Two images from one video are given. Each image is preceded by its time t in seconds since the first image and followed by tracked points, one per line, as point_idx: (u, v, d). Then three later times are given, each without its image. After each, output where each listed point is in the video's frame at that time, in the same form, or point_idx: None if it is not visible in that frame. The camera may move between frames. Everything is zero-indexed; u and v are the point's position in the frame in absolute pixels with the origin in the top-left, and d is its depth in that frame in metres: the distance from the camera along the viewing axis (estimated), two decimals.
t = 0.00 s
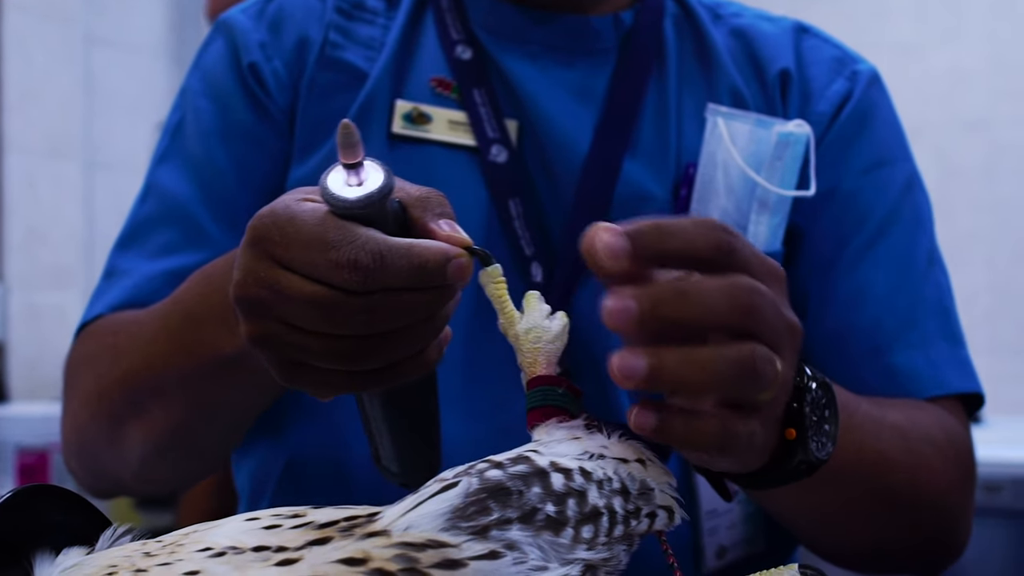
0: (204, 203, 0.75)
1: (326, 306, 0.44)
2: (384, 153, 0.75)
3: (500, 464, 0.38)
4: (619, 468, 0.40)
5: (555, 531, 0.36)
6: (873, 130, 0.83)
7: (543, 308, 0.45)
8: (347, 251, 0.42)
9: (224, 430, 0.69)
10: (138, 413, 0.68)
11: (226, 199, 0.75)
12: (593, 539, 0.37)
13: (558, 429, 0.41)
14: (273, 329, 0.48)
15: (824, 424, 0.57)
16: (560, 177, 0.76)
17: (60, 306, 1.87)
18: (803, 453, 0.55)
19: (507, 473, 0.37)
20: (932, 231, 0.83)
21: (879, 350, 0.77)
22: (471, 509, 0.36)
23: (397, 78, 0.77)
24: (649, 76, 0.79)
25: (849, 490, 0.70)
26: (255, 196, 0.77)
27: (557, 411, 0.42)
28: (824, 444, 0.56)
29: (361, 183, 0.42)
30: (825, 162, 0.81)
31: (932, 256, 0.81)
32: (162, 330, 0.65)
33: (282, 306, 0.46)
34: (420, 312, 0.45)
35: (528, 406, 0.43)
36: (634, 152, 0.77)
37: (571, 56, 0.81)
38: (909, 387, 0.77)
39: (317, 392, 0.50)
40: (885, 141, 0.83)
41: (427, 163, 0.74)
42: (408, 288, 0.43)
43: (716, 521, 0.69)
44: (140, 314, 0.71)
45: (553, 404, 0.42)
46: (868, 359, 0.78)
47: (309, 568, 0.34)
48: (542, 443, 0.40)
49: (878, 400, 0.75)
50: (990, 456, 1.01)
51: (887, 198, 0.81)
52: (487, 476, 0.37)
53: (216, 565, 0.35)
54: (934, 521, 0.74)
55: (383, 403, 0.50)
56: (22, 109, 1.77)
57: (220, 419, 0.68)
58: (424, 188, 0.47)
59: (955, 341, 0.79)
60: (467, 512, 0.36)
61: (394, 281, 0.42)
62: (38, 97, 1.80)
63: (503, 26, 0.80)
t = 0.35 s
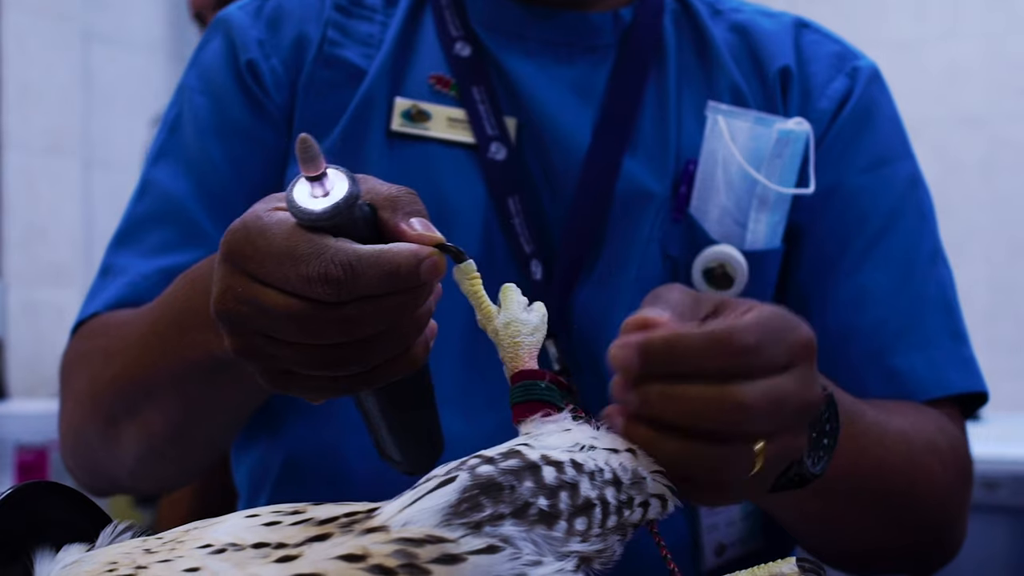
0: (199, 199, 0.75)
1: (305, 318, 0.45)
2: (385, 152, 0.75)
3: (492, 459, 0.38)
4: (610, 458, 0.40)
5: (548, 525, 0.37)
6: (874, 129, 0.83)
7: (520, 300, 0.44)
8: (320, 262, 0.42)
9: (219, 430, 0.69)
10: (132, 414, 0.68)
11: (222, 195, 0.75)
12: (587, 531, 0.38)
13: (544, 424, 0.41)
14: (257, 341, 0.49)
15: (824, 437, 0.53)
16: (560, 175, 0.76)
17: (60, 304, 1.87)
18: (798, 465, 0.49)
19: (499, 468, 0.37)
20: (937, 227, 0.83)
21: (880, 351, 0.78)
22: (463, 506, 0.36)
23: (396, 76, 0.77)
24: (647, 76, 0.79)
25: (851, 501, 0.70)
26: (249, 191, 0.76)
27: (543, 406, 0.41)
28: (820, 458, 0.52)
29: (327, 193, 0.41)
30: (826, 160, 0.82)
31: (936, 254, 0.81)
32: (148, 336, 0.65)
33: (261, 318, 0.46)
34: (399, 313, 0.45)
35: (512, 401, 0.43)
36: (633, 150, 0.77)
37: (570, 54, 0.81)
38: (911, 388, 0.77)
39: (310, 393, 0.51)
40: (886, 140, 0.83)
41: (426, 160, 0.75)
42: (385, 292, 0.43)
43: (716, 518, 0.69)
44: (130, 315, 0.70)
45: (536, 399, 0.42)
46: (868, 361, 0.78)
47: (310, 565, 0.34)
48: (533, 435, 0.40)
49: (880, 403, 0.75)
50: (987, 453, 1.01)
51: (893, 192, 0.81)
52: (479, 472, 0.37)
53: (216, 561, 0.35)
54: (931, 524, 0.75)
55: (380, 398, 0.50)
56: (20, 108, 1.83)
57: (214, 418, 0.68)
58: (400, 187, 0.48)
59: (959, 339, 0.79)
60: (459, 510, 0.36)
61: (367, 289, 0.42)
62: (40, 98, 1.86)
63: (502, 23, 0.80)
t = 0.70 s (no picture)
0: (197, 198, 0.75)
1: (303, 325, 0.45)
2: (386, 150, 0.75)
3: (489, 458, 0.38)
4: (607, 457, 0.40)
5: (545, 523, 0.37)
6: (874, 131, 0.83)
7: (510, 298, 0.44)
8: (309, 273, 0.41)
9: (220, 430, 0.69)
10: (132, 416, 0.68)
11: (221, 194, 0.75)
12: (585, 529, 0.37)
13: (543, 422, 0.41)
14: (255, 350, 0.49)
15: (801, 466, 0.60)
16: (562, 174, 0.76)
17: (60, 303, 1.88)
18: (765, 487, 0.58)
19: (496, 468, 0.37)
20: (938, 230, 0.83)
21: (881, 353, 0.78)
22: (461, 505, 0.36)
23: (397, 74, 0.77)
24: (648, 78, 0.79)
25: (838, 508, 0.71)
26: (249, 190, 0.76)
27: (539, 403, 0.42)
28: (790, 484, 0.60)
29: (313, 205, 0.41)
30: (826, 161, 0.81)
31: (937, 256, 0.81)
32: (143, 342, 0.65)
33: (258, 331, 0.46)
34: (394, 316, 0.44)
35: (507, 398, 0.43)
36: (635, 149, 0.77)
37: (572, 51, 0.80)
38: (909, 392, 0.77)
39: (314, 394, 0.52)
40: (887, 140, 0.83)
41: (427, 158, 0.74)
42: (379, 298, 0.42)
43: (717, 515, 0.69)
44: (126, 316, 0.70)
45: (534, 395, 0.42)
46: (868, 364, 0.78)
47: (311, 563, 0.34)
48: (530, 434, 0.40)
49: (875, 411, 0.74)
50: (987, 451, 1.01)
51: (894, 193, 0.81)
52: (476, 471, 0.37)
53: (217, 560, 0.35)
54: (926, 526, 0.75)
55: (386, 397, 0.52)
56: (20, 107, 1.79)
57: (216, 416, 0.68)
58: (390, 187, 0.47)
59: (960, 340, 0.79)
60: (456, 509, 0.36)
61: (361, 297, 0.42)
62: (36, 97, 1.83)
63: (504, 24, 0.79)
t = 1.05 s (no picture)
0: (199, 197, 0.74)
1: (309, 328, 0.45)
2: (388, 145, 0.74)
3: (491, 456, 0.37)
4: (609, 453, 0.40)
5: (547, 521, 0.37)
6: (876, 131, 0.82)
7: (512, 298, 0.44)
8: (313, 277, 0.41)
9: (223, 431, 0.70)
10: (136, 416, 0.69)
11: (221, 192, 0.74)
12: (587, 527, 0.37)
13: (544, 420, 0.40)
14: (261, 355, 0.49)
15: (774, 490, 0.63)
16: (565, 172, 0.76)
17: (59, 300, 1.87)
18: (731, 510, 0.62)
19: (498, 466, 0.37)
20: (936, 233, 0.83)
21: (881, 356, 0.78)
22: (462, 504, 0.36)
23: (400, 73, 0.77)
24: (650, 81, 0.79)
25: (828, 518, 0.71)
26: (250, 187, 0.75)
27: (541, 402, 0.41)
28: (757, 507, 0.63)
29: (314, 210, 0.40)
30: (828, 161, 0.81)
31: (937, 258, 0.82)
32: (147, 342, 0.65)
33: (264, 335, 0.46)
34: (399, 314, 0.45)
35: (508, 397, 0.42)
36: (637, 148, 0.77)
37: (576, 52, 0.81)
38: (907, 394, 0.77)
39: (324, 394, 0.52)
40: (887, 141, 0.82)
41: (430, 156, 0.74)
42: (384, 298, 0.43)
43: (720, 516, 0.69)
44: (130, 316, 0.71)
45: (536, 394, 0.41)
46: (868, 365, 0.79)
47: (314, 560, 0.34)
48: (532, 431, 0.39)
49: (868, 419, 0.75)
50: (988, 451, 1.01)
51: (893, 195, 0.81)
52: (478, 469, 0.37)
53: (221, 557, 0.35)
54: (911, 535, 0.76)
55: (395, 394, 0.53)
56: (20, 105, 1.84)
57: (218, 417, 0.68)
58: (393, 188, 0.46)
59: (959, 344, 0.79)
60: (457, 507, 0.36)
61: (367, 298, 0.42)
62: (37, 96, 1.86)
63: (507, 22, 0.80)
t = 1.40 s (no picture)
0: (203, 193, 0.75)
1: (313, 325, 0.45)
2: (390, 143, 0.75)
3: (494, 450, 0.37)
4: (612, 446, 0.40)
5: (551, 514, 0.37)
6: (879, 128, 0.82)
7: (515, 290, 0.43)
8: (317, 270, 0.42)
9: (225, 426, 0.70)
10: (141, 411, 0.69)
11: (228, 189, 0.75)
12: (591, 520, 0.37)
13: (547, 413, 0.40)
14: (265, 352, 0.49)
15: (756, 489, 0.63)
16: (567, 168, 0.76)
17: (61, 297, 1.89)
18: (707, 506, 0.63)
19: (501, 459, 0.37)
20: (938, 231, 0.83)
21: (882, 353, 0.78)
22: (466, 497, 0.36)
23: (404, 70, 0.77)
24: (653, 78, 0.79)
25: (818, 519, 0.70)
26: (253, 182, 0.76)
27: (544, 395, 0.41)
28: (734, 506, 0.63)
29: (317, 207, 0.41)
30: (830, 158, 0.82)
31: (937, 257, 0.81)
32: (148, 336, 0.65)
33: (269, 331, 0.46)
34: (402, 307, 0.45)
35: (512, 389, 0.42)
36: (640, 144, 0.77)
37: (576, 48, 0.80)
38: (907, 392, 0.77)
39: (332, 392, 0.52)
40: (891, 138, 0.82)
41: (432, 153, 0.75)
42: (389, 292, 0.43)
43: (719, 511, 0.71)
44: (132, 310, 0.70)
45: (538, 388, 0.41)
46: (869, 362, 0.79)
47: (318, 555, 0.35)
48: (535, 423, 0.39)
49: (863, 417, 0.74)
50: (988, 447, 1.01)
51: (894, 192, 0.81)
52: (481, 463, 0.37)
53: (225, 552, 0.35)
54: (909, 539, 0.75)
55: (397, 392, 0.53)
56: (24, 100, 1.83)
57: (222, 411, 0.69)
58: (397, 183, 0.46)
59: (960, 343, 0.79)
60: (461, 501, 0.36)
61: (371, 293, 0.42)
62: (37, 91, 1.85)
63: (514, 18, 0.79)
